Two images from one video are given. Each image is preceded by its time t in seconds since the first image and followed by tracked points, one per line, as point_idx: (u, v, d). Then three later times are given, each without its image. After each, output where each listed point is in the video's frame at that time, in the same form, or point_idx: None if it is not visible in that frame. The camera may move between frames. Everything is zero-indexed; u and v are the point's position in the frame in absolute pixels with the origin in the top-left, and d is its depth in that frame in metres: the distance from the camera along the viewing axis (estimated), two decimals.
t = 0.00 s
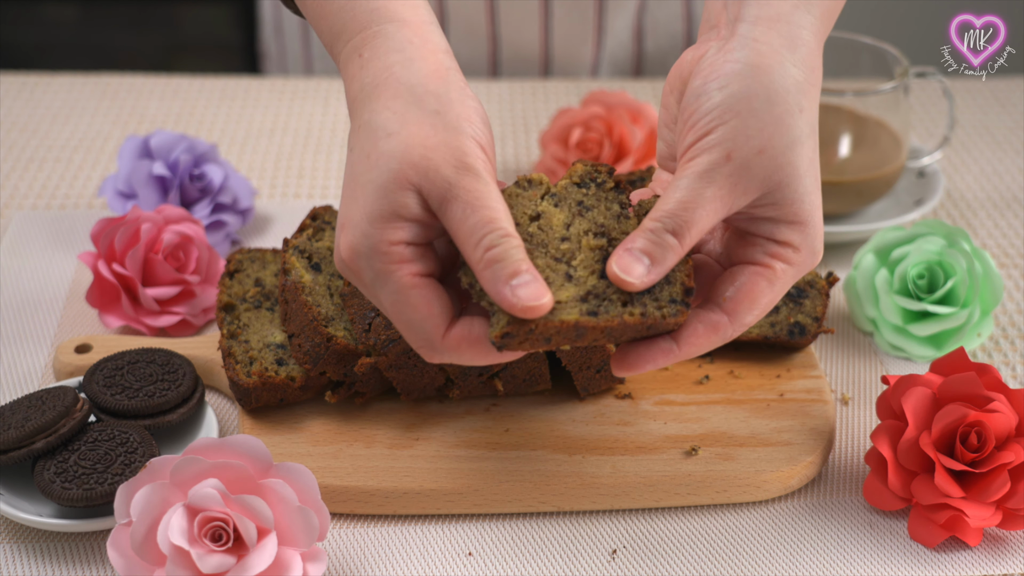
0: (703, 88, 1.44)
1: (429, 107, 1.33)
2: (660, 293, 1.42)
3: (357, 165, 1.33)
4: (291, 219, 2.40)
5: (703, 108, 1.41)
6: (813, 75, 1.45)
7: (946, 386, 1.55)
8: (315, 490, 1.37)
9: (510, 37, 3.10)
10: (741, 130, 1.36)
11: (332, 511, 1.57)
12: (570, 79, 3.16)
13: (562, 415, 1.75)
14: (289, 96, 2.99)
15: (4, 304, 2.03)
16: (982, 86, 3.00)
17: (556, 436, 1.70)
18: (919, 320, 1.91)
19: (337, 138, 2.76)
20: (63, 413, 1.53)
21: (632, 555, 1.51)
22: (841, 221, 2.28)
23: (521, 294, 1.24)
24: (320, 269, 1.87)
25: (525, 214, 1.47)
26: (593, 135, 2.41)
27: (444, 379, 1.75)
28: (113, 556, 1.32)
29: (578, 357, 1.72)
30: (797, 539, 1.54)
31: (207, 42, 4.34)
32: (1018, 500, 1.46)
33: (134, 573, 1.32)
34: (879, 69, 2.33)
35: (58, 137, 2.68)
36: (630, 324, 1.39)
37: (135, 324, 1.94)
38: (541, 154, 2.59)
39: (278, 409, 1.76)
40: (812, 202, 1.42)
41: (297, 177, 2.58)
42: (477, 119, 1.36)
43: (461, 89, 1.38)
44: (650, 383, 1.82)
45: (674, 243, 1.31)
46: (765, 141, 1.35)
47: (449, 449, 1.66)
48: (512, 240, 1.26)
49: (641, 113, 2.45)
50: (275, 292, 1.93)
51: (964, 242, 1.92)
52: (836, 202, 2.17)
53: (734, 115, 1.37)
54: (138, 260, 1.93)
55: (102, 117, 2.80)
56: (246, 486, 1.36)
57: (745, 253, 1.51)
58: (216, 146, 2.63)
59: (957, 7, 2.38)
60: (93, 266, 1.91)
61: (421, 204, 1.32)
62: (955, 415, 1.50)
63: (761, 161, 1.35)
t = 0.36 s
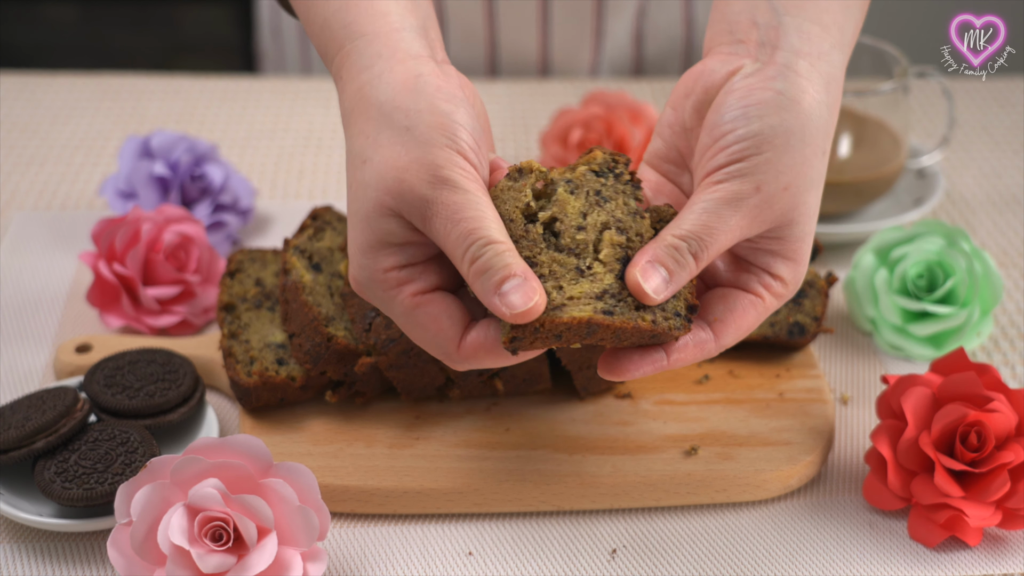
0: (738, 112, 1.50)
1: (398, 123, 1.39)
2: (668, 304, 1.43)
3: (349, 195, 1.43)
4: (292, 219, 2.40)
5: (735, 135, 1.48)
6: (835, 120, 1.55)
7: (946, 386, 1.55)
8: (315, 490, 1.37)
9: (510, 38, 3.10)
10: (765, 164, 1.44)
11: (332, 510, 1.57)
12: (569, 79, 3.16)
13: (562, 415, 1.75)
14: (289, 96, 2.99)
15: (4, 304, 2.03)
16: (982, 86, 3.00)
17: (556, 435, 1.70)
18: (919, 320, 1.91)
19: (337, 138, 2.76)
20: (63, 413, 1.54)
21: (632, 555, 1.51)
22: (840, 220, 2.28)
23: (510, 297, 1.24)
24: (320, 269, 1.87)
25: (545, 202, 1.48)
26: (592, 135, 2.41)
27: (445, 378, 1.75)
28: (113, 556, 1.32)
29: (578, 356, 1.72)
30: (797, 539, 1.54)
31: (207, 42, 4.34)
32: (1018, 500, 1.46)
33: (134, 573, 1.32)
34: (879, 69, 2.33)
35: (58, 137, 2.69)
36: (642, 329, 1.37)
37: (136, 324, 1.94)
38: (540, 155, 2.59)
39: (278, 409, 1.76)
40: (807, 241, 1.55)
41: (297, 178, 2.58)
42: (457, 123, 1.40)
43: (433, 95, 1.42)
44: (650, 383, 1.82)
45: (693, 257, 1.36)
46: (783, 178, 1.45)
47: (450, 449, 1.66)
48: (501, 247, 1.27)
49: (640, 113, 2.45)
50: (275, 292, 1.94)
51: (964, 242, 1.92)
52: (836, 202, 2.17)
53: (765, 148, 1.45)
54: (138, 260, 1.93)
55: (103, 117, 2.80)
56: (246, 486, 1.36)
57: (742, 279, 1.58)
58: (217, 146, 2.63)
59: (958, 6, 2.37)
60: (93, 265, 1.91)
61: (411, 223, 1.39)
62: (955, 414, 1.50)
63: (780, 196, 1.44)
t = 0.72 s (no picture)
0: (763, 124, 1.50)
1: (365, 173, 1.48)
2: (676, 308, 1.43)
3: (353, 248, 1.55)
4: (292, 219, 2.40)
5: (758, 147, 1.49)
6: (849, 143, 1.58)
7: (946, 386, 1.55)
8: (315, 490, 1.37)
9: (509, 39, 3.09)
10: (790, 181, 1.47)
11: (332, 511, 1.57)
12: (569, 80, 3.16)
13: (562, 415, 1.75)
14: (290, 96, 2.99)
15: (4, 305, 2.04)
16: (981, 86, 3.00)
17: (556, 436, 1.70)
18: (918, 320, 1.91)
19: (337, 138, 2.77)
20: (63, 413, 1.54)
21: (632, 555, 1.51)
22: (841, 221, 2.28)
23: (490, 319, 1.32)
24: (320, 269, 1.87)
25: (615, 165, 1.41)
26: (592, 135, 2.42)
27: (445, 379, 1.76)
28: (114, 556, 1.32)
29: (578, 356, 1.73)
30: (797, 539, 1.54)
31: (207, 41, 4.33)
32: (1018, 500, 1.46)
33: (134, 573, 1.32)
34: (879, 70, 2.33)
35: (59, 137, 2.69)
36: (653, 329, 1.36)
37: (136, 324, 1.95)
38: (541, 155, 2.58)
39: (278, 409, 1.76)
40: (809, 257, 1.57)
41: (297, 178, 2.58)
42: (411, 153, 1.46)
43: (389, 132, 1.49)
44: (649, 383, 1.82)
45: (711, 262, 1.39)
46: (804, 197, 1.48)
47: (450, 449, 1.66)
48: (474, 269, 1.34)
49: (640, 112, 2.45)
50: (275, 292, 1.94)
51: (964, 242, 1.92)
52: (837, 202, 2.17)
53: (791, 164, 1.47)
54: (138, 260, 1.94)
55: (103, 117, 2.81)
56: (246, 486, 1.36)
57: (733, 287, 1.59)
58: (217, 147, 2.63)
59: (958, 5, 2.37)
60: (94, 266, 1.92)
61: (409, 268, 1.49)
62: (955, 414, 1.51)
63: (801, 215, 1.48)
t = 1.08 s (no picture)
0: (769, 130, 1.52)
1: (333, 175, 1.52)
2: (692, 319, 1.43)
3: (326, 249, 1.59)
4: (292, 219, 2.40)
5: (765, 154, 1.51)
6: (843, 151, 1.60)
7: (946, 386, 1.55)
8: (315, 491, 1.36)
9: (509, 39, 3.09)
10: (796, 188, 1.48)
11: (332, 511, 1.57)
12: (569, 80, 3.16)
13: (562, 415, 1.75)
14: (290, 96, 3.00)
15: (4, 305, 2.04)
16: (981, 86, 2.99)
17: (556, 436, 1.70)
18: (919, 320, 1.91)
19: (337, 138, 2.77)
20: (63, 413, 1.54)
21: (632, 555, 1.51)
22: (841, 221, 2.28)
23: (421, 308, 1.34)
24: (321, 269, 1.87)
25: (654, 182, 1.37)
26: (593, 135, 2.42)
27: (445, 379, 1.76)
28: (114, 556, 1.32)
29: (578, 356, 1.74)
30: (797, 539, 1.54)
31: (207, 41, 4.32)
32: (1018, 500, 1.46)
33: (134, 573, 1.32)
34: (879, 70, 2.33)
35: (59, 137, 2.69)
36: (681, 342, 1.35)
37: (136, 324, 1.95)
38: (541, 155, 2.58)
39: (278, 409, 1.77)
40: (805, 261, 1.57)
41: (297, 178, 2.58)
42: (367, 150, 1.49)
43: (355, 133, 1.52)
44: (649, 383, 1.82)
45: (732, 270, 1.39)
46: (810, 206, 1.50)
47: (450, 449, 1.66)
48: (411, 260, 1.37)
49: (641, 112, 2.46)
50: (275, 292, 1.93)
51: (964, 242, 1.92)
52: (837, 202, 2.17)
53: (799, 172, 1.49)
54: (138, 260, 1.94)
55: (104, 116, 2.81)
56: (247, 486, 1.36)
57: (735, 293, 1.55)
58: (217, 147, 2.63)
59: (958, 6, 2.37)
60: (94, 266, 1.92)
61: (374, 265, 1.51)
62: (955, 414, 1.51)
63: (807, 223, 1.49)
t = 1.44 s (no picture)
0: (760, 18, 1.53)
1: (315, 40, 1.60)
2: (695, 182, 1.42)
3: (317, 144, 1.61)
4: (292, 219, 2.40)
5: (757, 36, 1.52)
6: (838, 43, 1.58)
7: (946, 386, 1.55)
8: (316, 490, 1.37)
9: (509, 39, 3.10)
10: (790, 67, 1.47)
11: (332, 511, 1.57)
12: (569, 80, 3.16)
13: (562, 415, 1.75)
14: (291, 96, 3.00)
15: (4, 305, 2.03)
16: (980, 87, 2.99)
17: (557, 436, 1.70)
18: (919, 320, 1.91)
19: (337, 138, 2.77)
20: (63, 413, 1.54)
21: (632, 555, 1.51)
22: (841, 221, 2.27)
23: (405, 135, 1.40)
24: (321, 269, 1.86)
25: (649, 67, 1.42)
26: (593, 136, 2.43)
27: (445, 378, 1.76)
28: (113, 556, 1.31)
29: (578, 356, 1.75)
30: (797, 540, 1.54)
31: (207, 41, 4.31)
32: (1018, 500, 1.46)
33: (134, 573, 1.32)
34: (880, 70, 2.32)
35: (60, 137, 2.69)
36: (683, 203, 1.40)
37: (136, 324, 1.95)
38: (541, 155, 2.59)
39: (278, 409, 1.77)
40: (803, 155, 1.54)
41: (297, 178, 2.58)
42: (346, 30, 1.58)
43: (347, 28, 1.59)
44: (649, 383, 1.82)
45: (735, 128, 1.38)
46: (807, 90, 1.48)
47: (450, 449, 1.66)
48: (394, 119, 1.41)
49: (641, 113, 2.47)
50: (275, 292, 1.93)
51: (964, 242, 1.92)
52: (837, 202, 2.17)
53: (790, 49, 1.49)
54: (138, 260, 1.94)
55: (104, 116, 2.81)
56: (246, 486, 1.36)
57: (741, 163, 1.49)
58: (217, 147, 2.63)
59: (958, 6, 2.37)
60: (94, 265, 1.92)
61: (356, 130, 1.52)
62: (955, 414, 1.51)
63: (809, 110, 1.46)
